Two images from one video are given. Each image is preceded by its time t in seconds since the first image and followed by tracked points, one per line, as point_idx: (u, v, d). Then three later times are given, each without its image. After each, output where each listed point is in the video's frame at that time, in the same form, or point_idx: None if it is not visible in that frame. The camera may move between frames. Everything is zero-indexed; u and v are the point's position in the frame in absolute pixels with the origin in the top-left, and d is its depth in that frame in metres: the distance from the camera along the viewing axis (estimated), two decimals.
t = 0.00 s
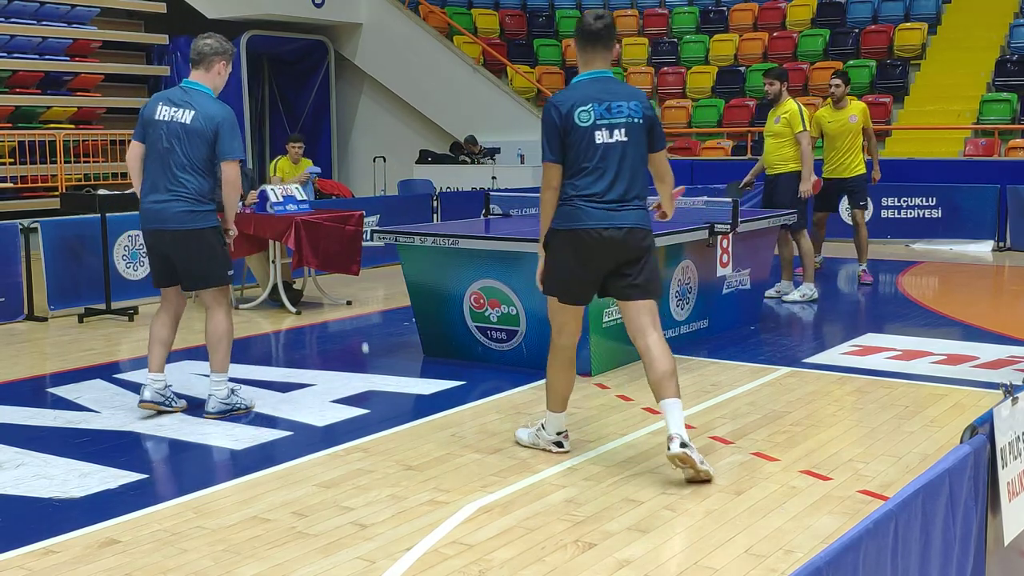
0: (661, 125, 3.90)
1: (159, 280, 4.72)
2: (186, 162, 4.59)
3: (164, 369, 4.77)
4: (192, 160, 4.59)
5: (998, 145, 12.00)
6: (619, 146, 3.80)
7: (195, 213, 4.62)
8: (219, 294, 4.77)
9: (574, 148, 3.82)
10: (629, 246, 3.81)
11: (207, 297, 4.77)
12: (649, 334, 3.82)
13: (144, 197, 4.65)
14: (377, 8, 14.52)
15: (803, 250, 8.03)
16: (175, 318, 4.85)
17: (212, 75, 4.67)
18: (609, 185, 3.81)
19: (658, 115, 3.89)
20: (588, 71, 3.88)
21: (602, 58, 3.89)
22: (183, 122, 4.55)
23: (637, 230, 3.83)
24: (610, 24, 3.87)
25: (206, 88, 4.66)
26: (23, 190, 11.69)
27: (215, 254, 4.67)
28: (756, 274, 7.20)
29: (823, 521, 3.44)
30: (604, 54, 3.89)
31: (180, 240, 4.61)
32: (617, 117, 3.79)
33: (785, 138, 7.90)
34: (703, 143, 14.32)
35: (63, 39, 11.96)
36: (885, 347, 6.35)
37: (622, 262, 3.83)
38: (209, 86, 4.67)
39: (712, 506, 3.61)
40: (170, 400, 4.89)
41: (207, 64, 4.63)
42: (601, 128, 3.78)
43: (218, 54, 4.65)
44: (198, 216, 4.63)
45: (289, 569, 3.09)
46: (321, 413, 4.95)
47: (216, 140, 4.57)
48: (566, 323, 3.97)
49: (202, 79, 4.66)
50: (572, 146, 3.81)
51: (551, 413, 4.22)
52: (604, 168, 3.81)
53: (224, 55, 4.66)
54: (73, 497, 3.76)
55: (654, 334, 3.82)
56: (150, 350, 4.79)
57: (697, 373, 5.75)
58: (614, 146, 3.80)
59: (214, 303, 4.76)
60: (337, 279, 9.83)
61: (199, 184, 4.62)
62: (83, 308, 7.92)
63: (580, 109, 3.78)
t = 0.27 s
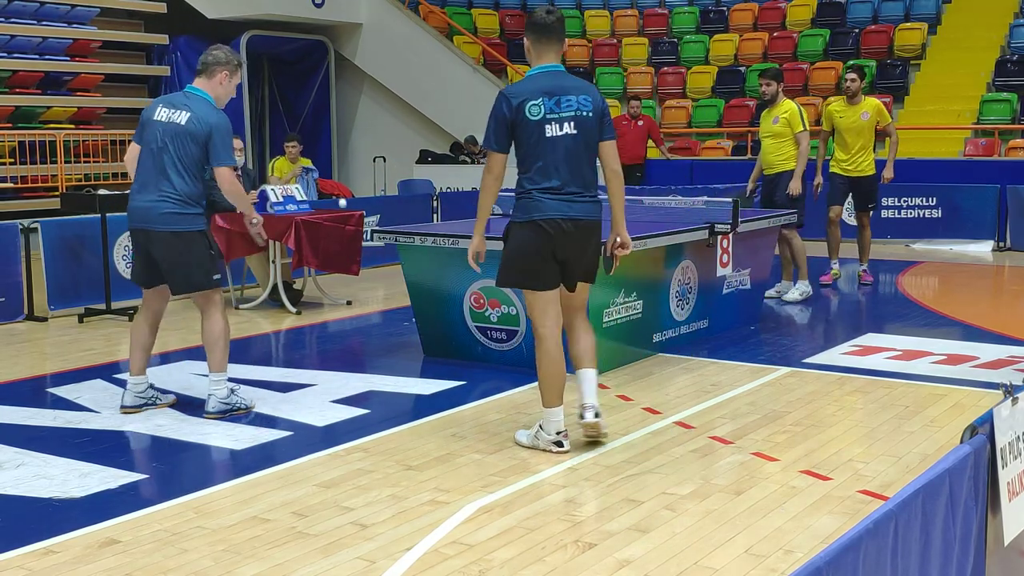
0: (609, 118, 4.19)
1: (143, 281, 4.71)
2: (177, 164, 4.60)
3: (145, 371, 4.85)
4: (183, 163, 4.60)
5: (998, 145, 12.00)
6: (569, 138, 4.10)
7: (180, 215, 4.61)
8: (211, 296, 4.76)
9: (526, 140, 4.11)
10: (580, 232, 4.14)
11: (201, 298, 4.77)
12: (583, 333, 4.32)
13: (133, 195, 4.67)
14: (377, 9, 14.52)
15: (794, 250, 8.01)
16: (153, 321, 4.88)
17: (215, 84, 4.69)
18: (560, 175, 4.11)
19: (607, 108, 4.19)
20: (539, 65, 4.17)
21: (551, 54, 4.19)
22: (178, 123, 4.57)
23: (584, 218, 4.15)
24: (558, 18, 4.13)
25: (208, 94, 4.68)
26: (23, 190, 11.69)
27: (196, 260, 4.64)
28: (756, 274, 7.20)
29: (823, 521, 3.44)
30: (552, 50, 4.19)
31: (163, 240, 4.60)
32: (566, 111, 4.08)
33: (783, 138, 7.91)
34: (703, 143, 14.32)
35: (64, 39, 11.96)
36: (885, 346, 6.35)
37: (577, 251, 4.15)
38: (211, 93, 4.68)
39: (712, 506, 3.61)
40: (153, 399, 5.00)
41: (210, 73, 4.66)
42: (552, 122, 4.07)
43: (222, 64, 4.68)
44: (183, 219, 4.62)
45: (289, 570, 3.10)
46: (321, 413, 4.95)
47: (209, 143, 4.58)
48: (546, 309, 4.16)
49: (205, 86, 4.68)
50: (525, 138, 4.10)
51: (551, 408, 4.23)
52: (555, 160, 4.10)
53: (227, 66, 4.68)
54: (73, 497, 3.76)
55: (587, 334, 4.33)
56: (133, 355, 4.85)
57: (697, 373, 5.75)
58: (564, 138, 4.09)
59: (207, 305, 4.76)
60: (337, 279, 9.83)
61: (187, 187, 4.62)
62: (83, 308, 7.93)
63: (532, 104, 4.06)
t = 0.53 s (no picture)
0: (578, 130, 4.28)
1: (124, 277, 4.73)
2: (150, 164, 4.61)
3: (141, 372, 4.86)
4: (154, 163, 4.61)
5: (998, 145, 12.00)
6: (537, 149, 4.21)
7: (153, 217, 4.63)
8: (188, 293, 4.76)
9: (497, 148, 4.24)
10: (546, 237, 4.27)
11: (179, 296, 4.77)
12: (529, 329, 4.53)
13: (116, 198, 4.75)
14: (377, 9, 14.52)
15: (788, 251, 8.01)
16: (147, 321, 4.89)
17: (188, 79, 4.68)
18: (528, 183, 4.23)
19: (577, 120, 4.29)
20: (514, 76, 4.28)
21: (524, 65, 4.30)
22: (149, 125, 4.58)
23: (549, 226, 4.27)
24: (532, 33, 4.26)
25: (181, 91, 4.66)
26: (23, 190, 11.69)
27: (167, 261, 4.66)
28: (756, 274, 7.20)
29: (823, 521, 3.44)
30: (526, 61, 4.30)
31: (137, 242, 4.64)
32: (535, 123, 4.19)
33: (780, 137, 7.91)
34: (703, 143, 14.32)
35: (63, 39, 11.96)
36: (885, 346, 6.35)
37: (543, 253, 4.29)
38: (184, 89, 4.67)
39: (713, 506, 3.61)
40: (154, 399, 5.01)
41: (178, 69, 4.66)
42: (522, 132, 4.20)
43: (190, 58, 4.66)
44: (156, 220, 4.64)
45: (289, 570, 3.09)
46: (321, 413, 4.94)
47: (178, 142, 4.55)
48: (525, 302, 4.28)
49: (180, 83, 4.67)
50: (496, 145, 4.23)
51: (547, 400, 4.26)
52: (522, 169, 4.22)
53: (194, 58, 4.65)
54: (73, 497, 3.76)
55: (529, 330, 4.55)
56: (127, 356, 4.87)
57: (697, 373, 5.75)
58: (532, 149, 4.21)
59: (186, 302, 4.76)
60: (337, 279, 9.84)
61: (160, 188, 4.63)
62: (83, 308, 7.92)
63: (504, 114, 4.19)
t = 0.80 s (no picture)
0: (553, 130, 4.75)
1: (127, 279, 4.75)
2: (141, 163, 4.62)
3: (140, 373, 4.86)
4: (144, 161, 4.61)
5: (998, 145, 11.99)
6: (524, 145, 4.62)
7: (151, 214, 4.64)
8: (188, 291, 4.75)
9: (487, 141, 4.56)
10: (520, 231, 4.65)
11: (178, 295, 4.77)
12: (506, 312, 4.77)
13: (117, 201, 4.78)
14: (377, 10, 14.52)
15: (786, 251, 7.95)
16: (144, 321, 4.88)
17: (167, 73, 4.67)
18: (508, 178, 4.59)
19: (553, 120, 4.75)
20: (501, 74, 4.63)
21: (509, 65, 4.65)
22: (137, 124, 4.58)
23: (528, 217, 4.68)
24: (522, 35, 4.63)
25: (162, 86, 4.66)
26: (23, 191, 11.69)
27: (169, 256, 4.65)
28: (756, 274, 7.20)
29: (822, 521, 3.44)
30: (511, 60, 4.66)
31: (139, 241, 4.66)
32: (524, 121, 4.59)
33: (779, 140, 7.91)
34: (702, 143, 14.32)
35: (63, 39, 11.96)
36: (885, 346, 6.35)
37: (515, 245, 4.66)
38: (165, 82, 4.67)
39: (713, 506, 3.61)
40: (153, 399, 5.00)
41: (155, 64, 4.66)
42: (512, 129, 4.57)
43: (163, 50, 4.66)
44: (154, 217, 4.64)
45: (289, 570, 3.09)
46: (321, 413, 4.94)
47: (169, 136, 4.54)
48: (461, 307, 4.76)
49: (161, 78, 4.67)
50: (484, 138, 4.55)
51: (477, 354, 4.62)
52: (509, 163, 4.59)
53: (167, 49, 4.64)
54: (72, 497, 3.76)
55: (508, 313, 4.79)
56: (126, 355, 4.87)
57: (697, 373, 5.75)
58: (519, 145, 4.60)
59: (186, 302, 4.76)
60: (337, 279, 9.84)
61: (153, 184, 4.63)
62: (83, 308, 7.92)
63: (497, 110, 4.53)
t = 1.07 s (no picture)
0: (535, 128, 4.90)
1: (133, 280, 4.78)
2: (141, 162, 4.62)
3: (141, 373, 4.85)
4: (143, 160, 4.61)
5: (998, 145, 11.99)
6: (507, 143, 4.75)
7: (155, 212, 4.62)
8: (204, 288, 4.73)
9: (470, 140, 4.70)
10: (505, 225, 4.74)
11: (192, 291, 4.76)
12: (498, 305, 4.79)
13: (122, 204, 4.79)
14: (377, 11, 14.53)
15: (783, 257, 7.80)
16: (146, 321, 4.87)
17: (165, 72, 4.67)
18: (493, 175, 4.73)
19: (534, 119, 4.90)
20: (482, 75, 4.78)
21: (489, 67, 4.81)
22: (133, 125, 4.59)
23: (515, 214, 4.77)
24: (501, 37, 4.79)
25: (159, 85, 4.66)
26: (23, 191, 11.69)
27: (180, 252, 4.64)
28: (757, 274, 7.20)
29: (822, 522, 3.44)
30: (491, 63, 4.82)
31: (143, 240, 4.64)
32: (506, 120, 4.73)
33: (780, 148, 7.89)
34: (702, 143, 14.32)
35: (64, 39, 11.96)
36: (886, 346, 6.35)
37: (500, 239, 4.78)
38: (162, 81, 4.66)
39: (713, 506, 3.61)
40: (153, 400, 5.00)
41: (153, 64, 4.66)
42: (495, 128, 4.71)
43: (162, 50, 4.66)
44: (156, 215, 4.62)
45: (288, 570, 3.09)
46: (321, 413, 4.94)
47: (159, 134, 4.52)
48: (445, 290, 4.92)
49: (159, 78, 4.67)
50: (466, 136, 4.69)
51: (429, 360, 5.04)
52: (493, 160, 4.73)
53: (166, 49, 4.64)
54: (72, 497, 3.76)
55: (501, 306, 4.80)
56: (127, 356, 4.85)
57: (697, 373, 5.75)
58: (501, 143, 4.74)
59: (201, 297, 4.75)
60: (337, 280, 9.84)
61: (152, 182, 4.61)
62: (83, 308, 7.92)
63: (479, 110, 4.67)
